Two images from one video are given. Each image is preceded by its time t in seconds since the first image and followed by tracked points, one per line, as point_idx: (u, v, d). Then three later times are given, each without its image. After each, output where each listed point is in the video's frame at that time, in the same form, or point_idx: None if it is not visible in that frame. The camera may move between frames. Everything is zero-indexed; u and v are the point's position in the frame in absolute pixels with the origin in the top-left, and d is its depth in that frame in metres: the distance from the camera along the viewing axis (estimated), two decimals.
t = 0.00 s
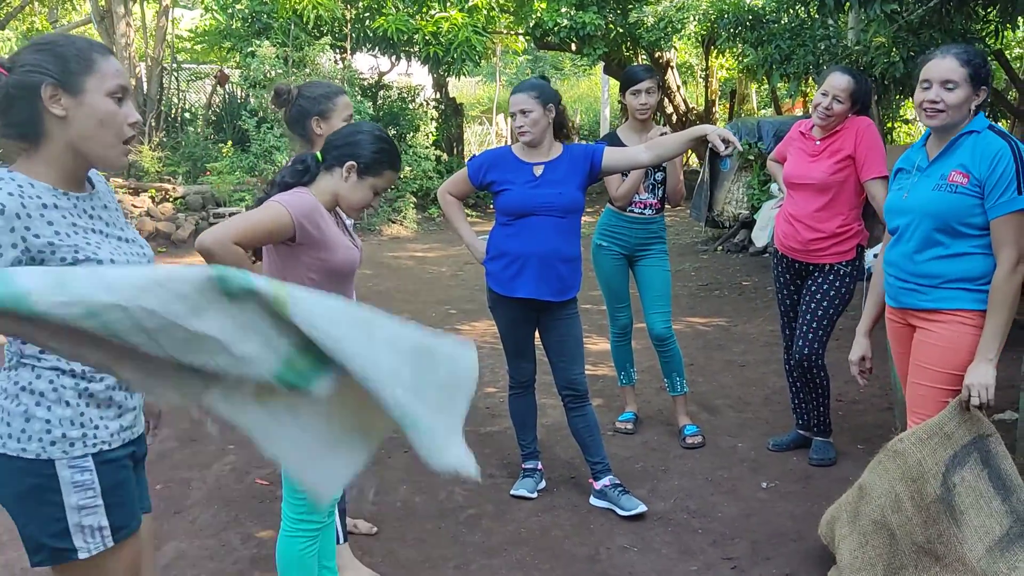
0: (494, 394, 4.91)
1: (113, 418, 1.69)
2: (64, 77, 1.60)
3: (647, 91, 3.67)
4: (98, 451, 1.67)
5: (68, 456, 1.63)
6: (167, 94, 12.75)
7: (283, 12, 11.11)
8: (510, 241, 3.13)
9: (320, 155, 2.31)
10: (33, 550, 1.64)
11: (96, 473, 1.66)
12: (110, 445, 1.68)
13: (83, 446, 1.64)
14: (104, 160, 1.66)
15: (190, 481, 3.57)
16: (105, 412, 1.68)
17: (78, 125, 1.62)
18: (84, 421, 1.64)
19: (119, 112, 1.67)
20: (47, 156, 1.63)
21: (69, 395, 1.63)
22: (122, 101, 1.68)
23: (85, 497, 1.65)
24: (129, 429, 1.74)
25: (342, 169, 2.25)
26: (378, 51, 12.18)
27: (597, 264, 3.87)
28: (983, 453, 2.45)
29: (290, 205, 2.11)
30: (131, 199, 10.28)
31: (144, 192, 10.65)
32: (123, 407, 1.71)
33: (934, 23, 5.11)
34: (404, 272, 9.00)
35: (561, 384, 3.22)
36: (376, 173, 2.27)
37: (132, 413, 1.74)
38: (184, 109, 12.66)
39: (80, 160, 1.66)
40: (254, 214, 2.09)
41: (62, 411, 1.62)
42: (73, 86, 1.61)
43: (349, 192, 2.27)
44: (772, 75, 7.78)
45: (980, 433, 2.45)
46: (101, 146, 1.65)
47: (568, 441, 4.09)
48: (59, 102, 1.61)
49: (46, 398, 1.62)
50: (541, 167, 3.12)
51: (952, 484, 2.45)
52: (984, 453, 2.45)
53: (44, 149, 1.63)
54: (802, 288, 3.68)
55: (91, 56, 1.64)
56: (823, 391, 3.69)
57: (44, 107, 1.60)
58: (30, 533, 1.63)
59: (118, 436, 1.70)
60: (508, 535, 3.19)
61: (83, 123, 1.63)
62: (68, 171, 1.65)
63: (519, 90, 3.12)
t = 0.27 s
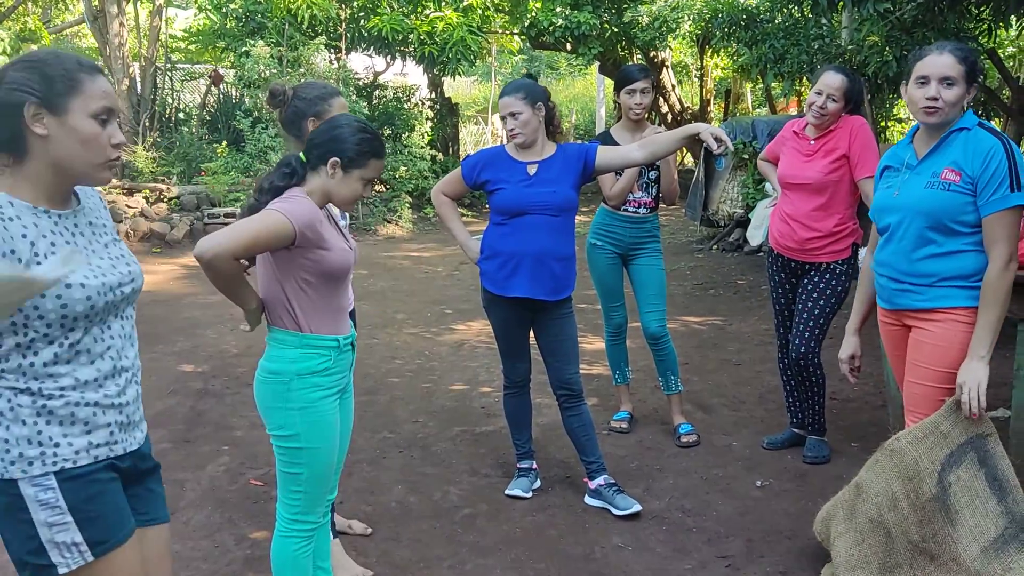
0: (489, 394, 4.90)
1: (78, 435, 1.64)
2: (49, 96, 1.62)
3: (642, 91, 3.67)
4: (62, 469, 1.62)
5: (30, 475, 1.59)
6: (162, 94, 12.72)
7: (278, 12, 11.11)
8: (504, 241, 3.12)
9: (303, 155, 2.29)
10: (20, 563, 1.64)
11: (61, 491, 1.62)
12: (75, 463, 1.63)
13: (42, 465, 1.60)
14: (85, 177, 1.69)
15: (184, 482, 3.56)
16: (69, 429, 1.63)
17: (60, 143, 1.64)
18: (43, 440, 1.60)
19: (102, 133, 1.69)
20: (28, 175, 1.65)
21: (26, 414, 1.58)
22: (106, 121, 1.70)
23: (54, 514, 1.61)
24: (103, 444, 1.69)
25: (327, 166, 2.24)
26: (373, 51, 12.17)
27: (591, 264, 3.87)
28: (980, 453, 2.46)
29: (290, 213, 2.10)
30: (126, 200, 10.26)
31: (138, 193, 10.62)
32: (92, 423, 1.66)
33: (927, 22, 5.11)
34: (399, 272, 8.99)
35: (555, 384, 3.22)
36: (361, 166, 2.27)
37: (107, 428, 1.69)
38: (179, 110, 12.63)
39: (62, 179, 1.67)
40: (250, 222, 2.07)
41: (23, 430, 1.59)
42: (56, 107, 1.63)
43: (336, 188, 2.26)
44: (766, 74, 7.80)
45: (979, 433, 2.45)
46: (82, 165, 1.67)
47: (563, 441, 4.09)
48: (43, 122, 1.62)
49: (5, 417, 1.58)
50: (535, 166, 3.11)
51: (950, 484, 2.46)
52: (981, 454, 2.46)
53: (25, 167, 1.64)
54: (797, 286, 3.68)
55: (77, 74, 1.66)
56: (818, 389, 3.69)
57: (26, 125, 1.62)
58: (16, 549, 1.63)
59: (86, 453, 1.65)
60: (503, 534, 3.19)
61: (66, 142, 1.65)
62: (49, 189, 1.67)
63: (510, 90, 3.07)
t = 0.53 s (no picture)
0: (483, 393, 4.90)
1: (52, 429, 1.68)
2: (21, 83, 1.60)
3: (633, 90, 3.67)
4: (31, 461, 1.67)
5: None
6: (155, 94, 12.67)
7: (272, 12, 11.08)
8: (496, 241, 3.12)
9: (288, 158, 2.30)
10: None
11: (27, 482, 1.67)
12: (45, 456, 1.68)
13: (12, 455, 1.65)
14: (58, 166, 1.67)
15: (177, 482, 3.56)
16: (45, 421, 1.67)
17: (33, 131, 1.62)
18: (15, 431, 1.65)
19: (76, 121, 1.66)
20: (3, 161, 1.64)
21: None
22: (82, 110, 1.67)
23: (17, 504, 1.67)
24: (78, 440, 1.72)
25: (311, 163, 2.24)
26: (368, 50, 12.15)
27: (585, 263, 3.87)
28: (983, 449, 2.47)
29: (281, 212, 2.10)
30: (120, 200, 10.22)
31: (132, 193, 10.58)
32: (69, 418, 1.70)
33: (920, 21, 5.10)
34: (394, 272, 8.97)
35: (548, 382, 3.22)
36: (346, 153, 2.26)
37: (84, 423, 1.73)
38: (172, 109, 12.58)
39: (35, 166, 1.65)
40: (242, 227, 2.06)
41: None
42: (28, 94, 1.61)
43: (327, 181, 2.26)
44: (760, 73, 7.81)
45: (979, 429, 2.47)
46: (55, 154, 1.65)
47: (557, 440, 4.09)
48: (14, 109, 1.61)
49: None
50: (527, 166, 3.11)
51: (953, 480, 2.47)
52: (982, 449, 2.47)
53: None
54: (791, 285, 3.68)
55: (51, 62, 1.64)
56: (812, 387, 3.69)
57: None
58: None
59: (58, 447, 1.70)
60: (496, 533, 3.19)
61: (39, 129, 1.63)
62: (26, 178, 1.66)
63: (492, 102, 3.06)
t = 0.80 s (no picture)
0: (477, 390, 4.90)
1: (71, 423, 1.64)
2: (27, 78, 1.60)
3: (625, 87, 3.68)
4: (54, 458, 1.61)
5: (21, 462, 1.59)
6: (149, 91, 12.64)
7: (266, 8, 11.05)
8: (488, 239, 3.12)
9: (277, 157, 2.29)
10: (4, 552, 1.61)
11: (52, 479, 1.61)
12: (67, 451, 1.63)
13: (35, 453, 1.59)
14: (64, 161, 1.67)
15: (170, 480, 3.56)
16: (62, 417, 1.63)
17: (40, 126, 1.62)
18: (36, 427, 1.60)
19: (81, 115, 1.67)
20: (6, 157, 1.63)
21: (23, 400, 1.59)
22: (86, 105, 1.68)
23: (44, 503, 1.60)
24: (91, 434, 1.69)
25: (303, 159, 2.24)
26: (362, 47, 12.13)
27: (578, 260, 3.87)
28: (972, 445, 2.49)
29: (273, 210, 2.10)
30: (114, 198, 10.20)
31: (126, 190, 10.55)
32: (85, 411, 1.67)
33: (914, 17, 5.08)
34: (389, 269, 8.96)
35: (543, 380, 3.22)
36: (336, 146, 2.26)
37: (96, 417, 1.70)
38: (166, 106, 12.55)
39: (40, 161, 1.65)
40: (231, 229, 2.08)
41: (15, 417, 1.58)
42: (35, 89, 1.61)
43: (320, 176, 2.26)
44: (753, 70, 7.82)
45: (969, 424, 2.49)
46: (61, 148, 1.65)
47: (551, 437, 4.09)
48: (21, 104, 1.60)
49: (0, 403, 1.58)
50: (517, 164, 3.11)
51: (944, 477, 2.49)
52: (972, 445, 2.50)
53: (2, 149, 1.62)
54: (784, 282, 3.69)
55: (57, 57, 1.64)
56: (806, 384, 3.70)
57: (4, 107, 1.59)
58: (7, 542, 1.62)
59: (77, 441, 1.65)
60: (490, 531, 3.19)
61: (44, 124, 1.63)
62: (29, 174, 1.66)
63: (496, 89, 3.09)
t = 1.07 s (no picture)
0: (472, 386, 4.90)
1: (72, 420, 1.63)
2: (42, 75, 1.59)
3: (621, 83, 3.68)
4: (55, 453, 1.61)
5: (22, 458, 1.58)
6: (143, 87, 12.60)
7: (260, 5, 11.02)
8: (483, 235, 3.12)
9: (273, 154, 2.29)
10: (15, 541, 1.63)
11: (54, 474, 1.60)
12: (67, 447, 1.62)
13: (35, 449, 1.59)
14: (78, 157, 1.67)
15: (166, 476, 3.56)
16: (61, 415, 1.62)
17: (55, 123, 1.62)
18: (35, 424, 1.59)
19: (96, 112, 1.66)
20: (20, 153, 1.62)
21: (21, 399, 1.58)
22: (99, 101, 1.68)
23: (47, 497, 1.60)
24: (92, 430, 1.67)
25: (299, 156, 2.24)
26: (357, 43, 12.11)
27: (574, 255, 3.88)
28: (956, 439, 2.48)
29: (266, 206, 2.09)
30: (108, 194, 10.18)
31: (120, 186, 10.53)
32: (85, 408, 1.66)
33: (907, 14, 5.08)
34: (384, 266, 8.96)
35: (538, 375, 3.22)
36: (332, 142, 2.25)
37: (97, 414, 1.68)
38: (160, 103, 12.52)
39: (52, 159, 1.65)
40: (227, 224, 2.06)
41: (14, 415, 1.58)
42: (51, 86, 1.60)
43: (317, 172, 2.26)
44: (748, 66, 7.83)
45: (952, 419, 2.48)
46: (76, 145, 1.65)
47: (546, 433, 4.10)
48: (36, 101, 1.60)
49: None
50: (513, 159, 3.11)
51: (927, 472, 2.49)
52: (956, 439, 2.48)
53: (15, 145, 1.62)
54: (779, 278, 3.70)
55: (72, 54, 1.63)
56: (800, 380, 3.71)
57: (20, 103, 1.59)
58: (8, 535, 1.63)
59: (77, 437, 1.64)
60: (485, 526, 3.20)
61: (60, 121, 1.62)
62: (41, 171, 1.65)
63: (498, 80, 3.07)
